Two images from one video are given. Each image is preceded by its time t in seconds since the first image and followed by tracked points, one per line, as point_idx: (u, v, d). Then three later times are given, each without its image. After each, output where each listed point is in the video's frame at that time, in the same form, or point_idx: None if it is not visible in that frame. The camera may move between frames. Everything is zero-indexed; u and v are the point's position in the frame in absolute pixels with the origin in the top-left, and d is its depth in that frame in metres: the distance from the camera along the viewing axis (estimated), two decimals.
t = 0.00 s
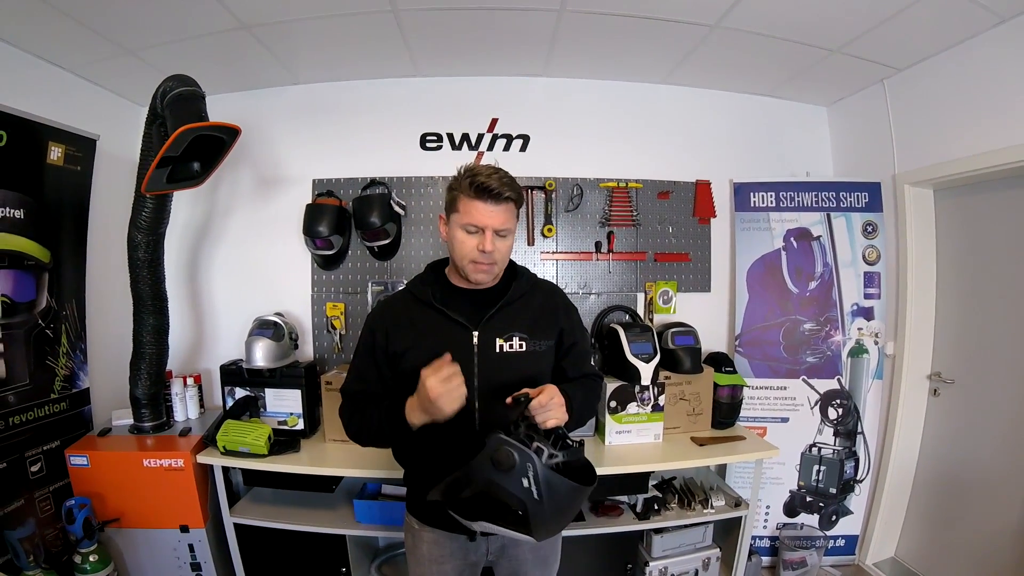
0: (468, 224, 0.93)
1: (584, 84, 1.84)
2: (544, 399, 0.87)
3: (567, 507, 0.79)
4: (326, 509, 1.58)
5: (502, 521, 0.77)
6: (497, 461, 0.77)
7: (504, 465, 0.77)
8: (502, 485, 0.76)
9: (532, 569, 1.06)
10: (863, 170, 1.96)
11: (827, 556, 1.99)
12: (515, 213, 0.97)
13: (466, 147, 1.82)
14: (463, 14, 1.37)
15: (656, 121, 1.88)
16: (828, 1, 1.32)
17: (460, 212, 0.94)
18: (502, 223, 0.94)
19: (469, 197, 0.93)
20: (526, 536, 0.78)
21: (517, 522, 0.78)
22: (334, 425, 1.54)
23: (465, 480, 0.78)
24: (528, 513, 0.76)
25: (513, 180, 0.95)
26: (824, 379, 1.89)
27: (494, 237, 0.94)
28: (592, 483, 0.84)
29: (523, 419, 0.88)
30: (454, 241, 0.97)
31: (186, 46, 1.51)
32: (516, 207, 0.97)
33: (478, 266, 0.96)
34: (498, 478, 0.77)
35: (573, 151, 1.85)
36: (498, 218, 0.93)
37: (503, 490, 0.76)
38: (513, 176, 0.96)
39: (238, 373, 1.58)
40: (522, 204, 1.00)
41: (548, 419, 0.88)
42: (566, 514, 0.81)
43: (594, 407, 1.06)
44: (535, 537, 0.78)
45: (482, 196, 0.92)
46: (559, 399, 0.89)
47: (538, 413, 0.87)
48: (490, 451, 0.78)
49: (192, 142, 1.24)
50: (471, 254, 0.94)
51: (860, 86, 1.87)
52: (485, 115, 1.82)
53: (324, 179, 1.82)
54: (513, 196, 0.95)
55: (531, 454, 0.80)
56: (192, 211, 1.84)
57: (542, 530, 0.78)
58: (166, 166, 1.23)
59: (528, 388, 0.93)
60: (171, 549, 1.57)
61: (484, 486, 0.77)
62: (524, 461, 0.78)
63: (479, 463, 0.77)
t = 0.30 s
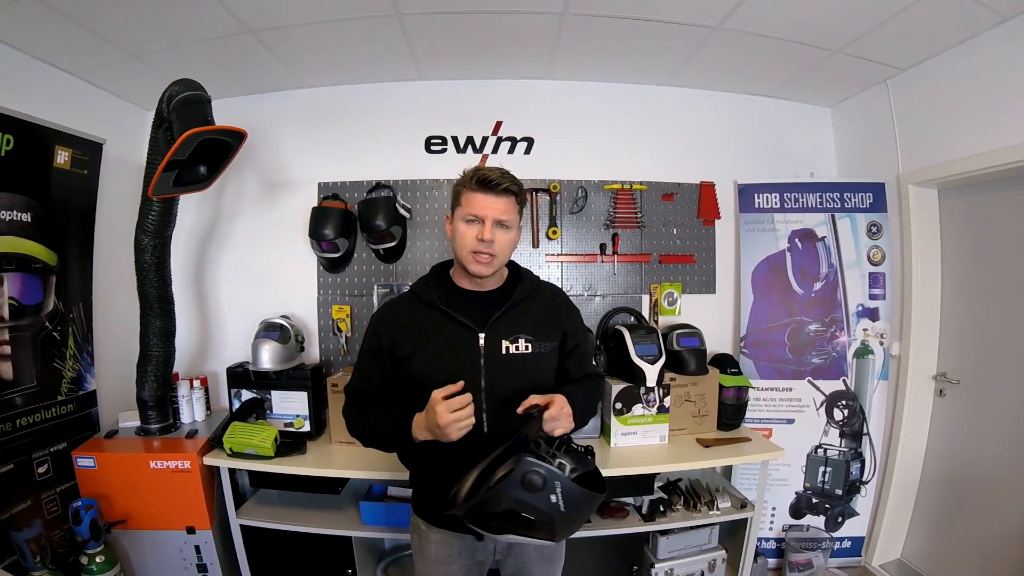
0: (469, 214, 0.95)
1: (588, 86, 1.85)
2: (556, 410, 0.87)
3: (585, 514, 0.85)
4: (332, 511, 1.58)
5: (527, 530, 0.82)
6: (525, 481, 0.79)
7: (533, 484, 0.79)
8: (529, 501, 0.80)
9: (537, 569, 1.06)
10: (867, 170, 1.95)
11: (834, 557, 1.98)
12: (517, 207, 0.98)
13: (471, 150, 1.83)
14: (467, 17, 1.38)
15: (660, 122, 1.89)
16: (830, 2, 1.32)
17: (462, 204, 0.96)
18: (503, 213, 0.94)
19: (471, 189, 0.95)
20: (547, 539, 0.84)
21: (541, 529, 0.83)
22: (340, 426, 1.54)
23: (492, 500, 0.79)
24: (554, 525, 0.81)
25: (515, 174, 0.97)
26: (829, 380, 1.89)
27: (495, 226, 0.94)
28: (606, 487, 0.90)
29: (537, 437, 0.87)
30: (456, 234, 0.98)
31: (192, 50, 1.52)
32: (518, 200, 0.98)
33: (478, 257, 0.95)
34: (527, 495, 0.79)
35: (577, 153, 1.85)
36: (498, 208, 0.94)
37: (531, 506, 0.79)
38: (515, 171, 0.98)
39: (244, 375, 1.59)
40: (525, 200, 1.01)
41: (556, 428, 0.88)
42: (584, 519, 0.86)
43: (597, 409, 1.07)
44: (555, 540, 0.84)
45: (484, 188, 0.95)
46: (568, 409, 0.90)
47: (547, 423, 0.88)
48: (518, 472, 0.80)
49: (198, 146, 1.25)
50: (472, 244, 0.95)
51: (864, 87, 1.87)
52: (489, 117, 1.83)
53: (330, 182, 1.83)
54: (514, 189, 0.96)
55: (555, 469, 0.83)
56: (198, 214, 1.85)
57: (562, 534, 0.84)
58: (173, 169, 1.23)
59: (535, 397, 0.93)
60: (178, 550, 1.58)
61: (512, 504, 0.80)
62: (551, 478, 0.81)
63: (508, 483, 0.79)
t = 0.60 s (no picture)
0: (477, 213, 0.95)
1: (596, 85, 1.85)
2: (567, 409, 0.90)
3: (594, 510, 0.85)
4: (338, 510, 1.59)
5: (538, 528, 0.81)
6: (538, 478, 0.79)
7: (545, 482, 0.79)
8: (541, 499, 0.79)
9: (547, 567, 1.06)
10: (875, 170, 1.94)
11: (840, 558, 1.97)
12: (524, 204, 0.98)
13: (478, 149, 1.83)
14: (475, 17, 1.38)
15: (667, 122, 1.88)
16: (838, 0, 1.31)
17: (469, 204, 0.96)
18: (511, 210, 0.95)
19: (478, 188, 0.95)
20: (558, 536, 0.84)
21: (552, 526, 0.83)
22: (348, 425, 1.55)
23: (505, 498, 0.79)
24: (565, 521, 0.81)
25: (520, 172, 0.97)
26: (837, 381, 1.88)
27: (503, 223, 0.94)
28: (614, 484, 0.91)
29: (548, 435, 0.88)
30: (464, 233, 0.98)
31: (200, 50, 1.53)
32: (525, 197, 0.98)
33: (487, 254, 0.95)
34: (539, 492, 0.79)
35: (584, 153, 1.85)
36: (506, 205, 0.94)
37: (543, 503, 0.79)
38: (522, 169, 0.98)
39: (252, 374, 1.59)
40: (532, 198, 1.01)
41: (565, 426, 0.91)
42: (593, 515, 0.87)
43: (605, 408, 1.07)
44: (564, 537, 0.84)
45: (491, 186, 0.95)
46: (578, 409, 0.93)
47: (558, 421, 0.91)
48: (531, 470, 0.79)
49: (207, 145, 1.25)
50: (480, 242, 0.95)
51: (872, 86, 1.86)
52: (497, 117, 1.83)
53: (338, 181, 1.83)
54: (521, 186, 0.97)
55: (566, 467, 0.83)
56: (206, 213, 1.86)
57: (572, 531, 0.84)
58: (182, 169, 1.23)
59: (545, 397, 0.95)
60: (185, 548, 1.58)
61: (524, 502, 0.79)
62: (563, 475, 0.81)
63: (521, 481, 0.78)
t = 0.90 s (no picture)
0: (479, 219, 0.95)
1: (595, 91, 1.85)
2: (574, 414, 0.90)
3: (600, 514, 0.86)
4: (337, 513, 1.59)
5: (546, 533, 0.81)
6: (549, 483, 0.79)
7: (556, 486, 0.80)
8: (551, 503, 0.79)
9: (545, 572, 1.07)
10: (873, 177, 1.95)
11: (837, 563, 1.98)
12: (526, 209, 0.99)
13: (478, 154, 1.83)
14: (477, 23, 1.39)
15: (667, 128, 1.89)
16: (838, 9, 1.33)
17: (471, 210, 0.97)
18: (513, 216, 0.95)
19: (480, 194, 0.96)
20: (565, 540, 0.84)
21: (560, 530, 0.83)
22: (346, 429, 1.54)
23: (515, 503, 0.78)
24: (573, 524, 0.82)
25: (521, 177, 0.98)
26: (835, 386, 1.89)
27: (505, 229, 0.95)
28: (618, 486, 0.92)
29: (558, 440, 0.87)
30: (467, 240, 0.98)
31: (202, 52, 1.53)
32: (526, 203, 0.99)
33: (491, 260, 0.96)
34: (550, 497, 0.79)
35: (584, 158, 1.86)
36: (508, 210, 0.95)
37: (553, 508, 0.79)
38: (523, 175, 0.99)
39: (251, 377, 1.60)
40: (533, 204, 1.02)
41: (570, 431, 0.90)
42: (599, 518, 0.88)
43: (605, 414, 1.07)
44: (570, 541, 0.84)
45: (493, 193, 0.95)
46: (582, 414, 0.93)
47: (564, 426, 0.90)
48: (541, 475, 0.80)
49: (209, 148, 1.25)
50: (484, 249, 0.95)
51: (870, 93, 1.88)
52: (498, 123, 1.83)
53: (338, 185, 1.83)
54: (522, 192, 0.98)
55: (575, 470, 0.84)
56: (206, 216, 1.86)
57: (579, 535, 0.84)
58: (183, 170, 1.23)
59: (550, 401, 0.94)
60: (182, 551, 1.58)
61: (534, 507, 0.79)
62: (572, 479, 0.81)
63: (532, 486, 0.79)
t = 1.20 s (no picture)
0: (474, 230, 0.95)
1: (591, 93, 1.86)
2: (577, 416, 0.92)
3: (605, 513, 0.87)
4: (337, 516, 1.59)
5: (553, 534, 0.82)
6: (555, 482, 0.81)
7: (561, 484, 0.81)
8: (557, 502, 0.81)
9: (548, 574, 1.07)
10: (868, 176, 1.97)
11: (836, 561, 1.99)
12: (521, 218, 0.98)
13: (475, 157, 1.84)
14: (474, 26, 1.39)
15: (662, 130, 1.90)
16: (834, 11, 1.33)
17: (466, 219, 0.97)
18: (507, 226, 0.95)
19: (475, 203, 0.96)
20: (571, 541, 0.85)
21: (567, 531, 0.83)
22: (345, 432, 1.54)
23: (521, 504, 0.79)
24: (580, 524, 0.82)
25: (516, 185, 0.97)
26: (831, 385, 1.90)
27: (500, 240, 0.95)
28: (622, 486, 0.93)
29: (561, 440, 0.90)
30: (462, 248, 0.99)
31: (199, 55, 1.53)
32: (521, 211, 0.98)
33: (486, 271, 0.97)
34: (556, 495, 0.81)
35: (581, 160, 1.86)
36: (502, 221, 0.95)
37: (559, 507, 0.80)
38: (517, 182, 0.98)
39: (249, 381, 1.59)
40: (529, 210, 1.02)
41: (573, 432, 0.93)
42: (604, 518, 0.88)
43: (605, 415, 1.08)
44: (577, 542, 0.85)
45: (488, 202, 0.95)
46: (585, 412, 0.95)
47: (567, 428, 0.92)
48: (548, 474, 0.81)
49: (206, 152, 1.25)
50: (479, 260, 0.96)
51: (865, 94, 1.89)
52: (494, 125, 1.84)
53: (334, 188, 1.83)
54: (517, 201, 0.97)
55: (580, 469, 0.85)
56: (203, 220, 1.86)
57: (586, 535, 0.84)
58: (180, 174, 1.23)
59: (554, 401, 0.96)
60: (181, 556, 1.57)
61: (540, 507, 0.80)
62: (578, 477, 0.83)
63: (538, 486, 0.80)
